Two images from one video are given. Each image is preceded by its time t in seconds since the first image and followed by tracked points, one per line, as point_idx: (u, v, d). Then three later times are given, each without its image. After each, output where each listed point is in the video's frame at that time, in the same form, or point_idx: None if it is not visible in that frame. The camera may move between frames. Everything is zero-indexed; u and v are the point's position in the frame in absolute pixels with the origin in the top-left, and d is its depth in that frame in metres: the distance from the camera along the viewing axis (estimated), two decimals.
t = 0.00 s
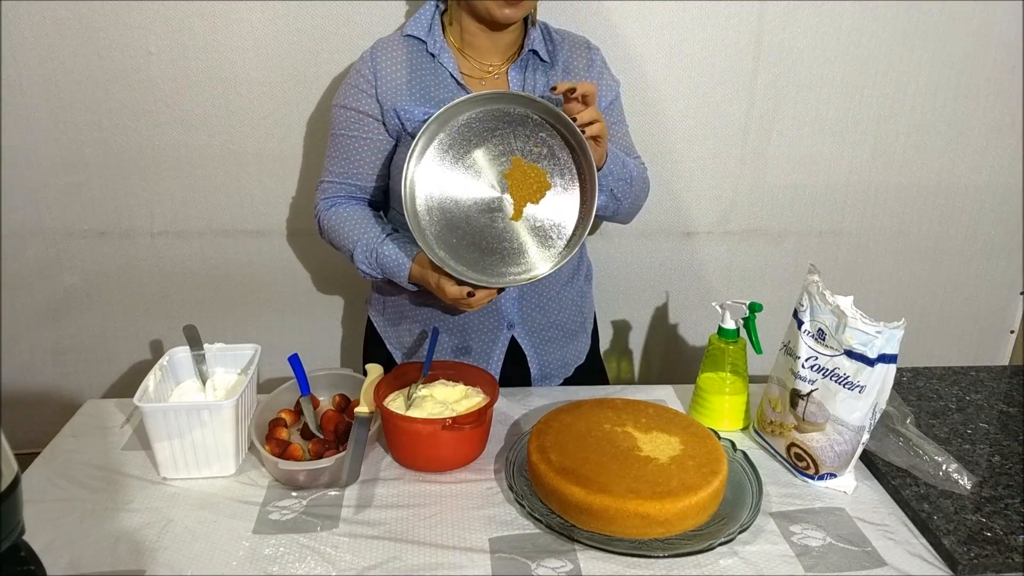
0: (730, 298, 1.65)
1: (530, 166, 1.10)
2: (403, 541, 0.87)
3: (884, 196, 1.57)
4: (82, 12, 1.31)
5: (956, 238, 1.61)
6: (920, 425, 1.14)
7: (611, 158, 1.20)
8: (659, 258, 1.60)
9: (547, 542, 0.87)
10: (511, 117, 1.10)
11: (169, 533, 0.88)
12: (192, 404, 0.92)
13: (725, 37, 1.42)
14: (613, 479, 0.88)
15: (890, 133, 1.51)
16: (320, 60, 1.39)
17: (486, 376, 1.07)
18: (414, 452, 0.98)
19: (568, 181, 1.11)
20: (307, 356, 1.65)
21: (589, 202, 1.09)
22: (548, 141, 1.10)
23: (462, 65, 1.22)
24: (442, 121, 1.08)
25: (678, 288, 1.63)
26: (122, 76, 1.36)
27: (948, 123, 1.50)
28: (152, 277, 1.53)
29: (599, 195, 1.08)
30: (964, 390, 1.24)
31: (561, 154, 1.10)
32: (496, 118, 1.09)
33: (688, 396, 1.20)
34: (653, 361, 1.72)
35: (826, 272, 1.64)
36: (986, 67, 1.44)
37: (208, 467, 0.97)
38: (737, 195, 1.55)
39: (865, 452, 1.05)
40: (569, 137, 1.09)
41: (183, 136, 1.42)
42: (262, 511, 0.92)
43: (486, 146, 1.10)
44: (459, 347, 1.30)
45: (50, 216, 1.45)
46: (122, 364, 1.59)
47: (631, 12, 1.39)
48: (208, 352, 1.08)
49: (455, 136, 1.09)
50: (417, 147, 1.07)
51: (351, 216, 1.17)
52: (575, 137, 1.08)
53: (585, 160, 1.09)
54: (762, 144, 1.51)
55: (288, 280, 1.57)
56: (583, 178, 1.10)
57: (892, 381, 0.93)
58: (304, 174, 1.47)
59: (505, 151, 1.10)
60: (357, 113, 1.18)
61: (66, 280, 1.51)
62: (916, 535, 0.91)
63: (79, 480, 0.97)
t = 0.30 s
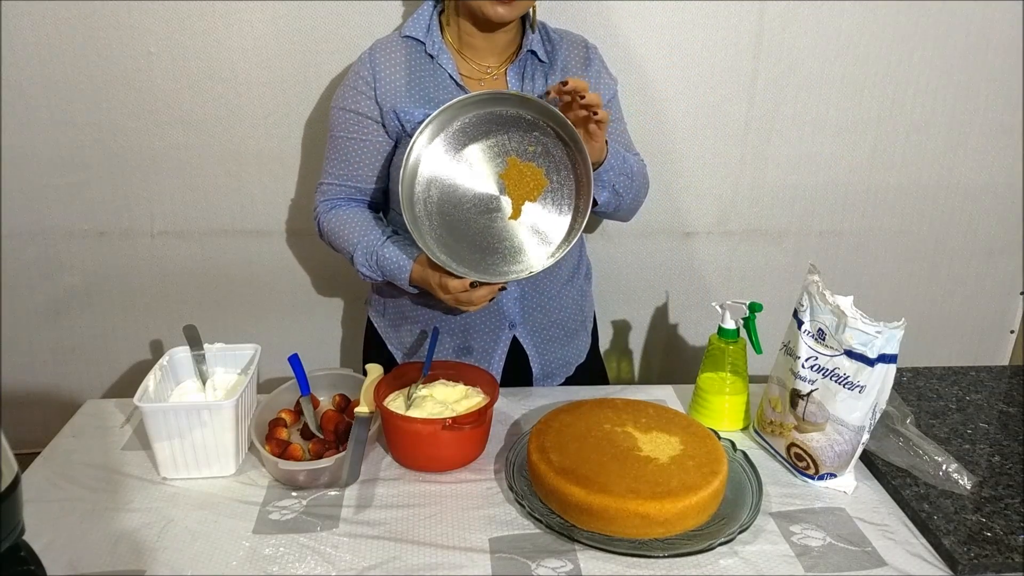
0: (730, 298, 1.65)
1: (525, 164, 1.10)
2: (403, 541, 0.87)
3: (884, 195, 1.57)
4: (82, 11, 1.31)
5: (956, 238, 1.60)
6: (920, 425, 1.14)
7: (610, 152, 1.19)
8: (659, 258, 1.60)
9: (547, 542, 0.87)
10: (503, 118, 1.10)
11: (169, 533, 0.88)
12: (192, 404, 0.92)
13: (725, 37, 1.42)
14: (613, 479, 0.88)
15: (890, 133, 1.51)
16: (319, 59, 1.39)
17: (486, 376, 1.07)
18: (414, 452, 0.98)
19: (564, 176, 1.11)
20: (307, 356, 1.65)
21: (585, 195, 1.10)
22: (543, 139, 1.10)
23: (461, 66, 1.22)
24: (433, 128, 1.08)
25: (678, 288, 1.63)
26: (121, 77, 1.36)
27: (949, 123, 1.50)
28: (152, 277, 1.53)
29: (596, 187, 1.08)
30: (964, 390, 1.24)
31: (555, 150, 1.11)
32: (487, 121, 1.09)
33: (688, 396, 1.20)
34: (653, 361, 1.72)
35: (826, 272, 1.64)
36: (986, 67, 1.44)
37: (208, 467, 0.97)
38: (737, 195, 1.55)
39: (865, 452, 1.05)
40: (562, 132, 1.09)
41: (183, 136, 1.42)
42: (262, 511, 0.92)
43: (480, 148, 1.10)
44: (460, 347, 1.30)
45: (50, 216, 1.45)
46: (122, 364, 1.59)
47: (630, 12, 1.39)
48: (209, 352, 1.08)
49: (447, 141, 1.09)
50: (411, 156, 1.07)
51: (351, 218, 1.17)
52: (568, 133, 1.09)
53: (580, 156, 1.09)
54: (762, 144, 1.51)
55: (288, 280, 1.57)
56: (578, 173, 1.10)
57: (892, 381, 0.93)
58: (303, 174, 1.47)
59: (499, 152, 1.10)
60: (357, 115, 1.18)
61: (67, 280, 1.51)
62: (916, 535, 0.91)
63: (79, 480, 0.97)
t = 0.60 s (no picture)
0: (730, 298, 1.65)
1: (535, 160, 1.12)
2: (403, 541, 0.87)
3: (884, 196, 1.57)
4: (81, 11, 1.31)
5: (956, 238, 1.60)
6: (920, 425, 1.14)
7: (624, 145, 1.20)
8: (658, 258, 1.60)
9: (547, 542, 0.87)
10: (517, 118, 1.13)
11: (169, 533, 0.88)
12: (192, 404, 0.92)
13: (725, 37, 1.42)
14: (614, 479, 0.88)
15: (890, 133, 1.51)
16: (320, 59, 1.39)
17: (487, 376, 1.07)
18: (414, 452, 0.97)
19: (574, 173, 1.12)
20: (307, 356, 1.65)
21: (594, 190, 1.10)
22: (555, 140, 1.13)
23: (460, 69, 1.23)
24: (448, 119, 1.11)
25: (678, 288, 1.63)
26: (121, 76, 1.36)
27: (949, 123, 1.50)
28: (152, 277, 1.53)
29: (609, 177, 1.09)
30: (963, 390, 1.24)
31: (566, 151, 1.13)
32: (500, 120, 1.13)
33: (688, 396, 1.20)
34: (653, 361, 1.72)
35: (826, 272, 1.64)
36: (987, 67, 1.44)
37: (208, 467, 0.97)
38: (737, 195, 1.55)
39: (865, 452, 1.05)
40: (573, 132, 1.13)
41: (183, 136, 1.42)
42: (262, 511, 0.92)
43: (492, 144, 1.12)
44: (464, 347, 1.30)
45: (50, 216, 1.45)
46: (122, 363, 1.59)
47: (630, 12, 1.39)
48: (208, 352, 1.08)
49: (461, 136, 1.12)
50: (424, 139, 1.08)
51: (354, 220, 1.17)
52: (579, 131, 1.12)
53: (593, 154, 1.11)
54: (762, 144, 1.51)
55: (288, 280, 1.57)
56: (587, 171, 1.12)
57: (892, 381, 0.93)
58: (303, 174, 1.47)
59: (510, 147, 1.12)
60: (358, 118, 1.18)
61: (66, 280, 1.51)
62: (916, 535, 0.91)
63: (79, 480, 0.97)
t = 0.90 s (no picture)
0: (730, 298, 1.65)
1: (549, 155, 1.11)
2: (403, 541, 0.87)
3: (883, 196, 1.57)
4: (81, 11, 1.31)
5: (956, 238, 1.60)
6: (920, 425, 1.14)
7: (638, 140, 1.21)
8: (658, 258, 1.60)
9: (547, 542, 0.87)
10: (530, 116, 1.13)
11: (169, 533, 0.88)
12: (192, 404, 0.92)
13: (725, 38, 1.42)
14: (614, 479, 0.88)
15: (890, 133, 1.51)
16: (320, 60, 1.39)
17: (487, 376, 1.07)
18: (414, 452, 0.97)
19: (589, 167, 1.11)
20: (307, 356, 1.65)
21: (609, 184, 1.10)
22: (568, 137, 1.13)
23: (463, 69, 1.22)
24: (463, 117, 1.11)
25: (679, 288, 1.63)
26: (121, 77, 1.36)
27: (949, 123, 1.50)
28: (152, 277, 1.53)
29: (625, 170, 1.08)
30: (963, 390, 1.24)
31: (580, 147, 1.13)
32: (514, 118, 1.13)
33: (688, 396, 1.20)
34: (653, 361, 1.72)
35: (826, 272, 1.64)
36: (987, 66, 1.44)
37: (208, 468, 0.97)
38: (737, 195, 1.55)
39: (865, 452, 1.05)
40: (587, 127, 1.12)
41: (183, 136, 1.42)
42: (262, 511, 0.92)
43: (506, 142, 1.12)
44: (474, 348, 1.30)
45: (50, 216, 1.45)
46: (122, 364, 1.59)
47: (630, 12, 1.39)
48: (208, 352, 1.08)
49: (475, 134, 1.12)
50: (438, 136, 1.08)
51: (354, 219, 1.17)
52: (592, 125, 1.11)
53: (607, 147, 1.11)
54: (762, 144, 1.51)
55: (288, 280, 1.57)
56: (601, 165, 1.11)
57: (892, 381, 0.93)
58: (304, 174, 1.48)
59: (524, 143, 1.12)
60: (360, 121, 1.18)
61: (67, 280, 1.51)
62: (916, 535, 0.91)
63: (79, 480, 0.97)
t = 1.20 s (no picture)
0: (730, 298, 1.65)
1: (574, 159, 1.11)
2: (403, 541, 0.87)
3: (883, 196, 1.57)
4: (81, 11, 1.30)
5: (956, 238, 1.61)
6: (920, 425, 1.14)
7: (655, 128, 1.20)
8: (658, 258, 1.60)
9: (547, 542, 0.87)
10: (548, 124, 1.13)
11: (169, 533, 0.88)
12: (192, 404, 0.92)
13: (725, 38, 1.42)
14: (614, 479, 0.88)
15: (890, 133, 1.51)
16: (320, 60, 1.39)
17: (487, 375, 1.07)
18: (415, 452, 0.97)
19: (615, 165, 1.12)
20: (307, 356, 1.65)
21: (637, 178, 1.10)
22: (589, 137, 1.13)
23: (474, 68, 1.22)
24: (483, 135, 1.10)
25: (679, 288, 1.63)
26: (121, 76, 1.36)
27: (949, 123, 1.50)
28: (152, 277, 1.53)
29: (653, 160, 1.08)
30: (964, 390, 1.24)
31: (602, 145, 1.13)
32: (533, 129, 1.12)
33: (688, 397, 1.20)
34: (653, 361, 1.72)
35: (826, 272, 1.64)
36: (987, 66, 1.44)
37: (208, 468, 0.97)
38: (737, 195, 1.55)
39: (865, 452, 1.05)
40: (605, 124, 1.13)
41: (183, 137, 1.42)
42: (262, 511, 0.92)
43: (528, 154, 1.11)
44: (492, 347, 1.28)
45: (50, 216, 1.45)
46: (122, 363, 1.59)
47: (630, 12, 1.39)
48: (208, 352, 1.08)
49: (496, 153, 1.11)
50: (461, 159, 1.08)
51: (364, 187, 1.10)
52: (611, 122, 1.11)
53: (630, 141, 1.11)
54: (762, 144, 1.51)
55: (288, 279, 1.57)
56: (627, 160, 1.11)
57: (892, 381, 0.93)
58: (304, 174, 1.48)
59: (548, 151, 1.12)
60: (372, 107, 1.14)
61: (67, 280, 1.51)
62: (916, 535, 0.91)
63: (79, 480, 0.97)
